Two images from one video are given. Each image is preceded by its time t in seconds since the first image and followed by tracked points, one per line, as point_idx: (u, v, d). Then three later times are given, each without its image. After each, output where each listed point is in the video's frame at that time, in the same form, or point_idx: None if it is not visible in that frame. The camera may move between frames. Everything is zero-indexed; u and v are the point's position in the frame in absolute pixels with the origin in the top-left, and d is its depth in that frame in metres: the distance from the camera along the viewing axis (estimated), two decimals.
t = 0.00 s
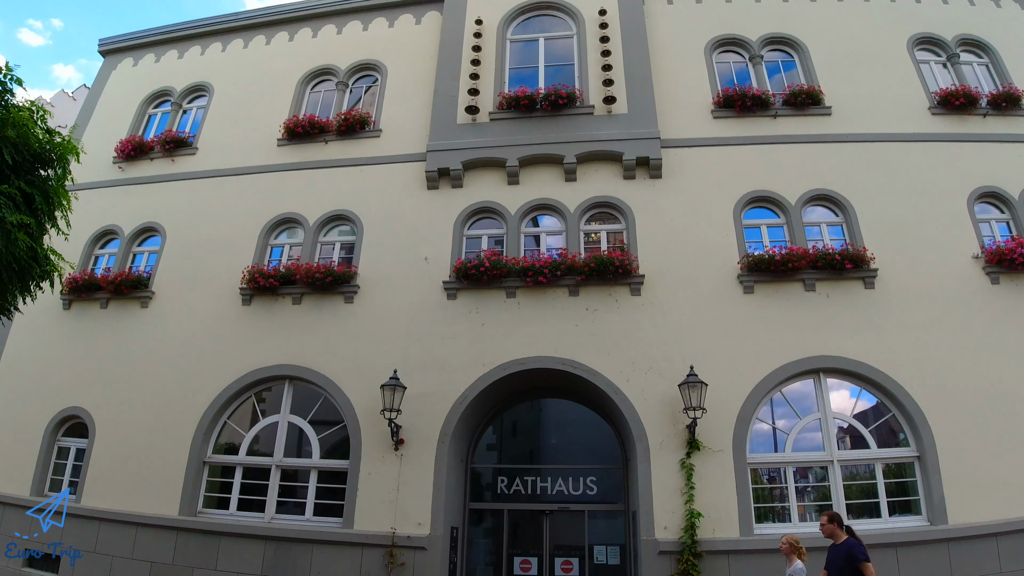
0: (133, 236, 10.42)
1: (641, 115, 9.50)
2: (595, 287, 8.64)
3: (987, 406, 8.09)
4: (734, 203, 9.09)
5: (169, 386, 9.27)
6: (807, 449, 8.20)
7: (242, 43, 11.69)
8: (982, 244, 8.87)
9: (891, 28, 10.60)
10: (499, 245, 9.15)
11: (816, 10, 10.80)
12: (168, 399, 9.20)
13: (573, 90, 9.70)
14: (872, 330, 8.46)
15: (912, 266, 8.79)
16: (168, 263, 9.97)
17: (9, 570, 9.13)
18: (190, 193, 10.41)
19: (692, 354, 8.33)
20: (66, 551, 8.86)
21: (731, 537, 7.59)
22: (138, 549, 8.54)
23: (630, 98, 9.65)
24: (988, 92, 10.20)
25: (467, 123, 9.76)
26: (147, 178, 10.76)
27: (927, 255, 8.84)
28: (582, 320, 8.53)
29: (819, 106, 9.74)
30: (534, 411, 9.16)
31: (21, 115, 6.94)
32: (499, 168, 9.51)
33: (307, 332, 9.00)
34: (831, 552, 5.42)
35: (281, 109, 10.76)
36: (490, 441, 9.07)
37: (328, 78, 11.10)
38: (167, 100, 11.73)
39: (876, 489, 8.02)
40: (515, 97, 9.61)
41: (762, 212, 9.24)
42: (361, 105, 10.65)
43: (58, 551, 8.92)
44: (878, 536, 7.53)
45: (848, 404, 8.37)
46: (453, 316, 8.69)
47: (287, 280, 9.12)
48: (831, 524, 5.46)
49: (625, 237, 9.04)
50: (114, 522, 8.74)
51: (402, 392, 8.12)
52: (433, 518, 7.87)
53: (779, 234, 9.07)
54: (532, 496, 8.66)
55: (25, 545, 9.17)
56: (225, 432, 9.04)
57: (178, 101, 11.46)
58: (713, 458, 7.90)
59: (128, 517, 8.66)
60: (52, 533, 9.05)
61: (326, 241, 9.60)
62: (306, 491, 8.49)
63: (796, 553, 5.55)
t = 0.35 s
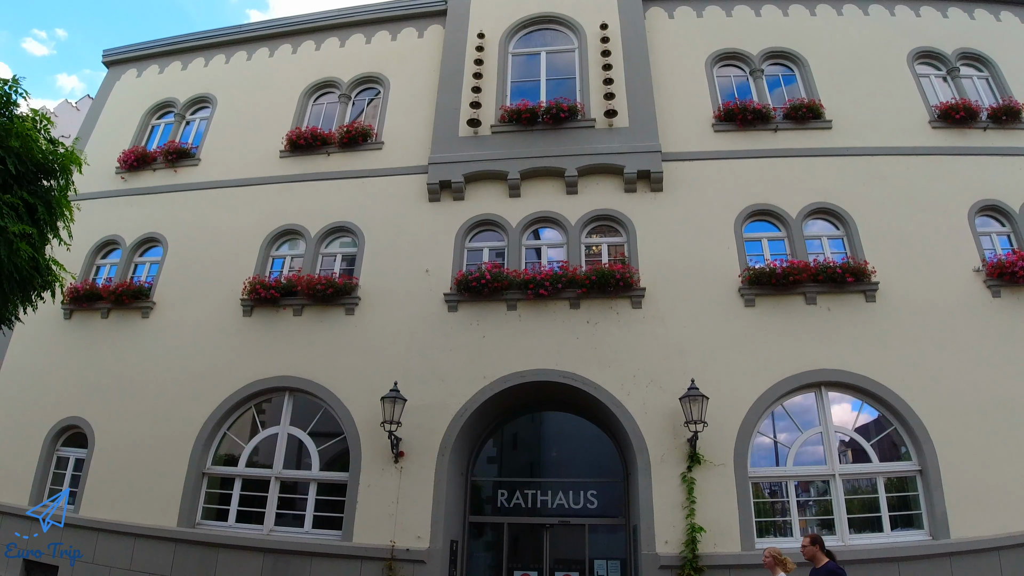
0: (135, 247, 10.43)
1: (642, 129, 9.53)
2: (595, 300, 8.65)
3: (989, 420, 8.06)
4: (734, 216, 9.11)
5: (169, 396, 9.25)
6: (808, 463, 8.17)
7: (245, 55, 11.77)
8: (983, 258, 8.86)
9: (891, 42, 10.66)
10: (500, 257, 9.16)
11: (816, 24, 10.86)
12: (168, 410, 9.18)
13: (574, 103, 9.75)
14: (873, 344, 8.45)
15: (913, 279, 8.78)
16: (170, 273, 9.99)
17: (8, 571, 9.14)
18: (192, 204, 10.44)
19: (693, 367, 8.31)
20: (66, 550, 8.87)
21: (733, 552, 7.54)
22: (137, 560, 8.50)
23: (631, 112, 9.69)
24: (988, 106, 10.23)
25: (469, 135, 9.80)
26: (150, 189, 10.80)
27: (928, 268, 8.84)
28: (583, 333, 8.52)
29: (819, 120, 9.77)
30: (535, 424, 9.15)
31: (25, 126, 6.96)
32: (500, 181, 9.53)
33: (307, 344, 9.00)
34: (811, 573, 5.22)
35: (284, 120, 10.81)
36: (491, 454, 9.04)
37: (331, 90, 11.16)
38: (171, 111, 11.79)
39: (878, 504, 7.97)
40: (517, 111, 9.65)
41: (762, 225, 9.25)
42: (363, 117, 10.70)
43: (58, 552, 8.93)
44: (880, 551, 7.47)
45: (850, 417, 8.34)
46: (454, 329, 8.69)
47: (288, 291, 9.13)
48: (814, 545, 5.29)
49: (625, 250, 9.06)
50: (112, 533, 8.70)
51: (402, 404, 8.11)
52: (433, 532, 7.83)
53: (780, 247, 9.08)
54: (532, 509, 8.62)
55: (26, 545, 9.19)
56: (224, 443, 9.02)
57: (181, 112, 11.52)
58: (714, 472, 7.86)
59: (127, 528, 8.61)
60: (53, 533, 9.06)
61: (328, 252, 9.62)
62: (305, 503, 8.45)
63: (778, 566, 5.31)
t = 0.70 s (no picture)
0: (136, 259, 10.45)
1: (642, 144, 9.58)
2: (596, 315, 8.65)
3: (991, 435, 8.01)
4: (734, 231, 9.13)
5: (168, 410, 9.23)
6: (809, 479, 8.13)
7: (248, 70, 11.85)
8: (983, 273, 8.87)
9: (890, 58, 10.73)
10: (500, 272, 9.17)
11: (815, 40, 10.94)
12: (167, 423, 9.15)
13: (575, 119, 9.80)
14: (874, 360, 8.43)
15: (913, 295, 8.78)
16: (170, 286, 10.00)
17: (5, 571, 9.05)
18: (194, 217, 10.47)
19: (693, 383, 8.30)
20: (66, 550, 8.84)
21: (733, 569, 7.49)
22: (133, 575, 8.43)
23: (631, 128, 9.75)
24: (987, 121, 10.28)
25: (470, 150, 9.85)
26: (152, 202, 10.83)
27: (928, 284, 8.84)
28: (583, 348, 8.52)
29: (818, 136, 9.82)
30: (534, 439, 9.12)
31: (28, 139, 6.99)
32: (501, 195, 9.57)
33: (307, 358, 8.99)
34: None
35: (285, 134, 10.87)
36: (490, 469, 9.01)
37: (333, 104, 11.23)
38: (173, 124, 11.85)
39: (880, 520, 7.92)
40: (518, 126, 9.71)
41: (762, 241, 9.27)
42: (364, 132, 10.76)
43: (59, 552, 8.88)
44: (881, 568, 7.42)
45: (851, 433, 8.31)
46: (454, 344, 8.69)
47: (288, 305, 9.14)
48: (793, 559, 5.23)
49: (626, 265, 9.07)
50: (109, 547, 8.63)
51: (401, 419, 8.08)
52: (431, 547, 7.77)
53: (780, 263, 9.10)
54: (532, 526, 8.57)
55: (25, 545, 9.12)
56: (223, 457, 8.98)
57: (184, 125, 11.58)
58: (715, 488, 7.81)
59: (123, 543, 8.55)
60: (53, 533, 9.02)
61: (328, 267, 9.63)
62: (304, 518, 8.40)
63: None
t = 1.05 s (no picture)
0: (135, 272, 10.45)
1: (642, 159, 9.63)
2: (595, 330, 8.65)
3: (993, 450, 7.96)
4: (733, 246, 9.15)
5: (166, 423, 9.19)
6: (810, 494, 8.09)
7: (250, 84, 11.92)
8: (982, 287, 8.87)
9: (888, 74, 10.80)
10: (500, 286, 9.19)
11: (813, 57, 11.02)
12: (165, 437, 9.11)
13: (574, 134, 9.85)
14: (874, 375, 8.42)
15: (912, 309, 8.78)
16: (170, 299, 10.00)
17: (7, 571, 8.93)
18: (194, 230, 10.50)
19: (693, 398, 8.28)
20: (66, 549, 8.71)
21: None
22: None
23: (630, 143, 9.80)
24: (985, 136, 10.34)
25: (470, 165, 9.89)
26: (153, 215, 10.86)
27: (928, 299, 8.84)
28: (583, 363, 8.51)
29: (817, 151, 9.86)
30: (534, 454, 9.09)
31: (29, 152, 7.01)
32: (500, 210, 9.60)
33: (306, 372, 8.97)
34: None
35: (286, 149, 10.92)
36: (490, 484, 8.97)
37: (333, 119, 11.29)
38: (175, 138, 11.91)
39: (881, 535, 7.87)
40: (518, 141, 9.75)
41: (762, 255, 9.29)
42: (365, 146, 10.81)
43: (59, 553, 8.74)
44: None
45: (851, 448, 8.29)
46: (453, 358, 8.68)
47: (288, 319, 9.13)
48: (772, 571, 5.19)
49: (625, 280, 9.08)
50: (104, 562, 8.55)
51: (401, 433, 8.06)
52: (430, 563, 7.71)
53: (779, 278, 9.11)
54: (531, 542, 8.51)
55: (25, 545, 8.97)
56: (221, 471, 8.94)
57: (185, 139, 11.63)
58: (715, 504, 7.77)
59: (120, 557, 8.47)
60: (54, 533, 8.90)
61: (328, 281, 9.64)
62: (301, 533, 8.36)
63: None
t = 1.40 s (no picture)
0: (134, 285, 10.44)
1: (640, 174, 9.67)
2: (594, 345, 8.65)
3: (994, 464, 7.93)
4: (731, 260, 9.17)
5: (162, 437, 9.15)
6: (809, 509, 8.06)
7: (250, 98, 11.98)
8: (981, 301, 8.88)
9: (884, 90, 10.88)
10: (499, 300, 9.19)
11: (810, 73, 11.10)
12: (161, 451, 9.06)
13: (573, 149, 9.90)
14: (873, 390, 8.41)
15: (911, 324, 8.79)
16: (168, 312, 9.99)
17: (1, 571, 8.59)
18: (193, 243, 10.51)
19: (692, 413, 8.27)
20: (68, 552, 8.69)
21: None
22: None
23: (629, 157, 9.85)
24: (982, 150, 10.40)
25: (469, 180, 9.92)
26: (152, 227, 10.87)
27: (926, 313, 8.85)
28: (581, 378, 8.50)
29: (814, 166, 9.91)
30: (532, 469, 9.05)
31: (28, 165, 7.03)
32: (499, 224, 9.62)
33: (304, 386, 8.95)
34: None
35: (286, 162, 10.96)
36: (487, 499, 8.93)
37: (333, 133, 11.35)
38: (175, 151, 11.95)
39: (881, 551, 7.82)
40: (517, 156, 9.79)
41: (760, 270, 9.30)
42: (364, 160, 10.85)
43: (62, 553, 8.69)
44: None
45: (850, 462, 8.26)
46: (451, 372, 8.66)
47: (286, 332, 9.13)
48: None
49: (624, 294, 9.09)
50: None
51: (398, 448, 8.03)
52: None
53: (777, 292, 9.11)
54: (529, 557, 8.45)
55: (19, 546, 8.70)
56: (217, 485, 8.89)
57: (185, 152, 11.67)
58: (714, 519, 7.72)
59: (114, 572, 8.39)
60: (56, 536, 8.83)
61: (327, 294, 9.64)
62: (298, 548, 8.30)
63: None
